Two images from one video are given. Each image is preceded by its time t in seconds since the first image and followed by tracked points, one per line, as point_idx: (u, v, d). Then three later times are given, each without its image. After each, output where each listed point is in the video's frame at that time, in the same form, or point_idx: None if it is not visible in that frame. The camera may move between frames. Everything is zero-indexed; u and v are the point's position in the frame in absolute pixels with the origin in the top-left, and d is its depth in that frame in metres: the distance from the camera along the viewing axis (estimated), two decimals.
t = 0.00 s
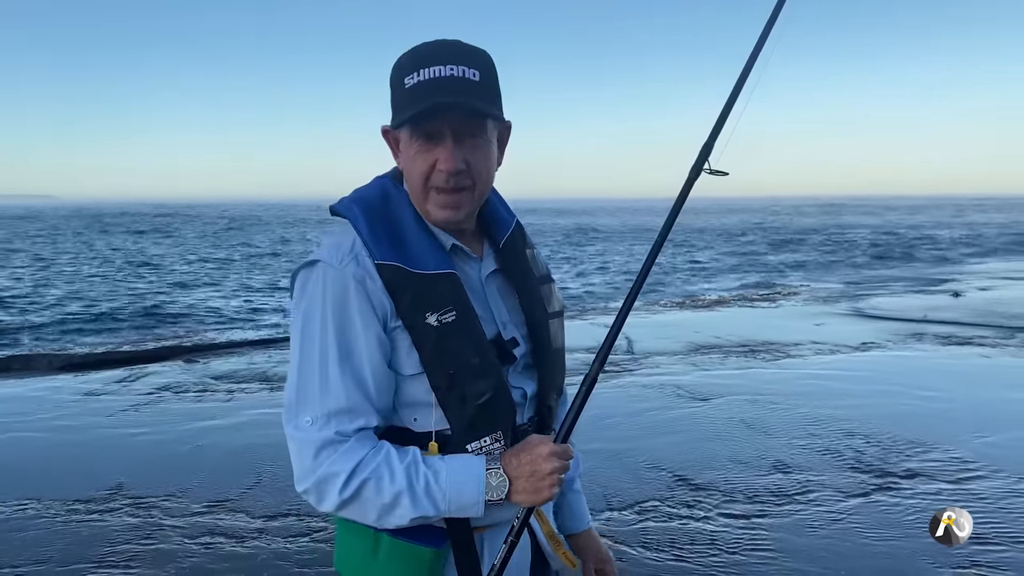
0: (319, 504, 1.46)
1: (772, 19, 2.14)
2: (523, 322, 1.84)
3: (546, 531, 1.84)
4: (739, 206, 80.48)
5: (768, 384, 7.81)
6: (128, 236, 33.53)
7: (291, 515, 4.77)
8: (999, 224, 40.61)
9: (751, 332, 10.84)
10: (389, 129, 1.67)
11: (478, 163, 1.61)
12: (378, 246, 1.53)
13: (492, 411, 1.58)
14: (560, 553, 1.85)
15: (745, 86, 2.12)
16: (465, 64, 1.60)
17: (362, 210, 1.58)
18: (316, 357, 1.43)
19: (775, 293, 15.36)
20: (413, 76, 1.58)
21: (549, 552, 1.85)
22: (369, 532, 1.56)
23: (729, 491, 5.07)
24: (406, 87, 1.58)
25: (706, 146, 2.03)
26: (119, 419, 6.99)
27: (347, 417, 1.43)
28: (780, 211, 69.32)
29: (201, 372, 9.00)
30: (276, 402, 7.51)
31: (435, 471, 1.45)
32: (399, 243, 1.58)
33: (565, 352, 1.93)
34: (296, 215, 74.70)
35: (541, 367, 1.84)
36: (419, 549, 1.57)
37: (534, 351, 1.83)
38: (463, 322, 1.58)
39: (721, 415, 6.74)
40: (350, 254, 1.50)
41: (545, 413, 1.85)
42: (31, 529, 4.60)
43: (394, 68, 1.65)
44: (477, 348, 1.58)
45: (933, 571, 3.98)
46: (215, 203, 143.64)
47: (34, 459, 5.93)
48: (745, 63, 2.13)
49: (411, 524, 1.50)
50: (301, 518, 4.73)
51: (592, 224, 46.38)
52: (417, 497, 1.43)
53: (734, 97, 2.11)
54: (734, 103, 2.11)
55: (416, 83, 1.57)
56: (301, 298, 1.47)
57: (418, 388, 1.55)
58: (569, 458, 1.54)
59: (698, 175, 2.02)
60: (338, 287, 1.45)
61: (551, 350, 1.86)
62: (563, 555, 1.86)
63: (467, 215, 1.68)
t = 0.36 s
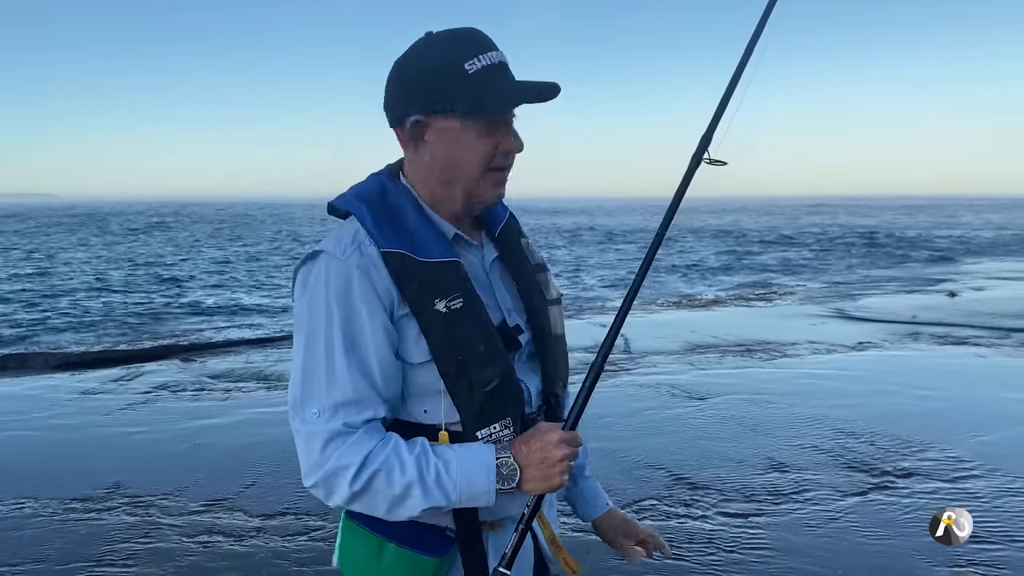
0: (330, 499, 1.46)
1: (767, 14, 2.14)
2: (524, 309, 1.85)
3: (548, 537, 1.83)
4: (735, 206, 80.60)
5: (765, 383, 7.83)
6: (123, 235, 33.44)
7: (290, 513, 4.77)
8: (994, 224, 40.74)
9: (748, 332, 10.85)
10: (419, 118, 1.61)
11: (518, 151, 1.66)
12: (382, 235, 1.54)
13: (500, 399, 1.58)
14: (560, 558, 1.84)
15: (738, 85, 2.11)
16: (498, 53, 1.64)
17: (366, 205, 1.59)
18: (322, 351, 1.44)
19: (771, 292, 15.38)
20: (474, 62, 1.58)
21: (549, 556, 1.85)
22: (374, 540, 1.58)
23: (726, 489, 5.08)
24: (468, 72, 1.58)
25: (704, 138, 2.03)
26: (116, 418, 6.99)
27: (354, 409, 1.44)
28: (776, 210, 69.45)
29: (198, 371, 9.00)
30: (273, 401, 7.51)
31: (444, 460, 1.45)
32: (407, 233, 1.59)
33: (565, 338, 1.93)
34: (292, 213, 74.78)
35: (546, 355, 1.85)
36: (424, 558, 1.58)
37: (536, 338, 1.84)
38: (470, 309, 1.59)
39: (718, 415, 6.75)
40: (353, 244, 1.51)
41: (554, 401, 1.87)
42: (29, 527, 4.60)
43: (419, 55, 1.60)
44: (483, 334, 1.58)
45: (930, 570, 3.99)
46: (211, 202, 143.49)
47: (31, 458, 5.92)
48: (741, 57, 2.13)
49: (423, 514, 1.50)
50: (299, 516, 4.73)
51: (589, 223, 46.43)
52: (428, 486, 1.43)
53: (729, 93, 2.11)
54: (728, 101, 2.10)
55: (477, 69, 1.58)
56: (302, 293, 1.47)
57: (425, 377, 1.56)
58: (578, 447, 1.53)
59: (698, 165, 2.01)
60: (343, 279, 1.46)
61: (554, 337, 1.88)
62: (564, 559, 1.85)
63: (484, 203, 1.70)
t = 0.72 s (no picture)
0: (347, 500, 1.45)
1: (752, 21, 2.19)
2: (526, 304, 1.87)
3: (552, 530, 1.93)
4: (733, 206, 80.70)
5: (762, 383, 7.83)
6: (120, 234, 33.41)
7: (287, 512, 4.76)
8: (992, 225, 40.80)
9: (745, 331, 10.85)
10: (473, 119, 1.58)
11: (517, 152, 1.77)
12: (407, 228, 1.52)
13: (521, 392, 1.60)
14: (566, 551, 1.93)
15: (731, 85, 2.13)
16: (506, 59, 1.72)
17: (385, 198, 1.56)
18: (344, 347, 1.42)
19: (768, 292, 15.39)
20: (512, 66, 1.66)
21: (555, 551, 1.92)
22: (398, 546, 1.57)
23: (724, 489, 5.08)
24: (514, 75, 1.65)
25: (699, 138, 2.06)
26: (113, 417, 6.98)
27: (376, 407, 1.42)
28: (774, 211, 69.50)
29: (196, 370, 8.98)
30: (270, 400, 7.50)
31: (465, 458, 1.44)
32: (429, 224, 1.57)
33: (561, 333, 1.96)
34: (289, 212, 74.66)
35: (548, 347, 1.87)
36: (450, 560, 1.58)
37: (539, 329, 1.86)
38: (494, 302, 1.59)
39: (715, 414, 6.76)
40: (376, 237, 1.49)
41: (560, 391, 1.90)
42: (26, 526, 4.59)
43: (461, 52, 1.59)
44: (505, 327, 1.58)
45: (928, 570, 3.99)
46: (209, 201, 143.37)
47: (28, 457, 5.91)
48: (731, 59, 2.16)
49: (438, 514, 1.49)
50: (297, 515, 4.72)
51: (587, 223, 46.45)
52: (451, 484, 1.42)
53: (721, 95, 2.13)
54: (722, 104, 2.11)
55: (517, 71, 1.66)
56: (322, 290, 1.45)
57: (450, 371, 1.55)
58: (591, 442, 1.53)
59: (695, 165, 2.03)
60: (366, 273, 1.45)
61: (553, 327, 1.90)
62: (569, 552, 1.93)
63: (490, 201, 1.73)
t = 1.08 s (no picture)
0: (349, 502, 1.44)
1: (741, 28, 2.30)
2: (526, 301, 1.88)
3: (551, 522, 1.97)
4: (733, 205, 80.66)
5: (761, 382, 7.82)
6: (120, 232, 33.37)
7: (285, 511, 4.76)
8: (992, 224, 40.78)
9: (745, 330, 10.85)
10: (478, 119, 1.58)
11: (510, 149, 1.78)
12: (418, 227, 1.51)
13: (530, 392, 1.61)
14: (565, 542, 1.98)
15: (724, 85, 2.23)
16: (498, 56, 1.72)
17: (393, 195, 1.53)
18: (354, 349, 1.40)
19: (768, 291, 15.37)
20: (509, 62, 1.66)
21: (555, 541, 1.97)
22: (410, 549, 1.55)
23: (721, 488, 5.08)
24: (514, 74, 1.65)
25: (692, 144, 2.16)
26: (111, 415, 6.97)
27: (383, 410, 1.41)
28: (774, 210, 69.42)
29: (194, 368, 8.98)
30: (269, 399, 7.50)
31: (469, 461, 1.44)
32: (440, 223, 1.56)
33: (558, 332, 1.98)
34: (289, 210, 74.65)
35: (546, 348, 1.85)
36: (463, 561, 1.58)
37: (539, 329, 1.85)
38: (503, 303, 1.59)
39: (714, 413, 6.75)
40: (388, 236, 1.47)
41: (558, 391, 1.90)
42: (23, 525, 4.59)
43: (462, 52, 1.58)
44: (515, 327, 1.58)
45: (926, 570, 3.99)
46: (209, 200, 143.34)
47: (26, 455, 5.90)
48: (721, 65, 2.26)
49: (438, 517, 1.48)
50: (295, 514, 4.72)
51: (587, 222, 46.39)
52: (454, 488, 1.42)
53: (717, 91, 2.22)
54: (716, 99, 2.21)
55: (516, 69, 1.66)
56: (331, 288, 1.43)
57: (459, 371, 1.55)
58: (591, 445, 1.55)
59: (687, 171, 2.17)
60: (377, 274, 1.43)
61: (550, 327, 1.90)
62: (568, 542, 1.98)
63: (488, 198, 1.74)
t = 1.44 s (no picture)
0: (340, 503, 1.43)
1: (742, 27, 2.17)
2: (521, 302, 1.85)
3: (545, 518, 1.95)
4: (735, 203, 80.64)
5: (762, 380, 7.82)
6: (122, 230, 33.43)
7: (284, 510, 4.76)
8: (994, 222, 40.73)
9: (746, 329, 10.85)
10: (438, 108, 1.55)
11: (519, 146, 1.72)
12: (405, 226, 1.50)
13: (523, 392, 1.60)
14: (560, 539, 1.96)
15: (726, 83, 2.13)
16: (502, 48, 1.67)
17: (377, 197, 1.52)
18: (341, 349, 1.40)
19: (769, 290, 15.37)
20: (489, 53, 1.59)
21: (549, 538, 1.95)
22: (404, 549, 1.55)
23: (722, 487, 5.07)
24: (490, 64, 1.58)
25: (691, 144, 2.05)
26: (112, 413, 6.98)
27: (372, 411, 1.41)
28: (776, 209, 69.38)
29: (196, 366, 8.98)
30: (270, 397, 7.50)
31: (459, 462, 1.43)
32: (428, 222, 1.55)
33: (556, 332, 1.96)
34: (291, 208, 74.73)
35: (541, 349, 1.84)
36: (458, 560, 1.58)
37: (533, 328, 1.83)
38: (495, 302, 1.58)
39: (714, 412, 6.74)
40: (375, 236, 1.47)
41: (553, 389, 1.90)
42: (23, 523, 4.59)
43: (432, 43, 1.56)
44: (505, 327, 1.57)
45: (926, 570, 3.98)
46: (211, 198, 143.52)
47: (26, 453, 5.90)
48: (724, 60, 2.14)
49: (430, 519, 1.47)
50: (294, 512, 4.72)
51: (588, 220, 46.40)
52: (444, 489, 1.40)
53: (716, 92, 2.12)
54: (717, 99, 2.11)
55: (497, 61, 1.60)
56: (320, 288, 1.42)
57: (450, 371, 1.54)
58: (584, 448, 1.53)
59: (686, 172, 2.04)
60: (365, 275, 1.42)
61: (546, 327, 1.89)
62: (563, 540, 1.96)
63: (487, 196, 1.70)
